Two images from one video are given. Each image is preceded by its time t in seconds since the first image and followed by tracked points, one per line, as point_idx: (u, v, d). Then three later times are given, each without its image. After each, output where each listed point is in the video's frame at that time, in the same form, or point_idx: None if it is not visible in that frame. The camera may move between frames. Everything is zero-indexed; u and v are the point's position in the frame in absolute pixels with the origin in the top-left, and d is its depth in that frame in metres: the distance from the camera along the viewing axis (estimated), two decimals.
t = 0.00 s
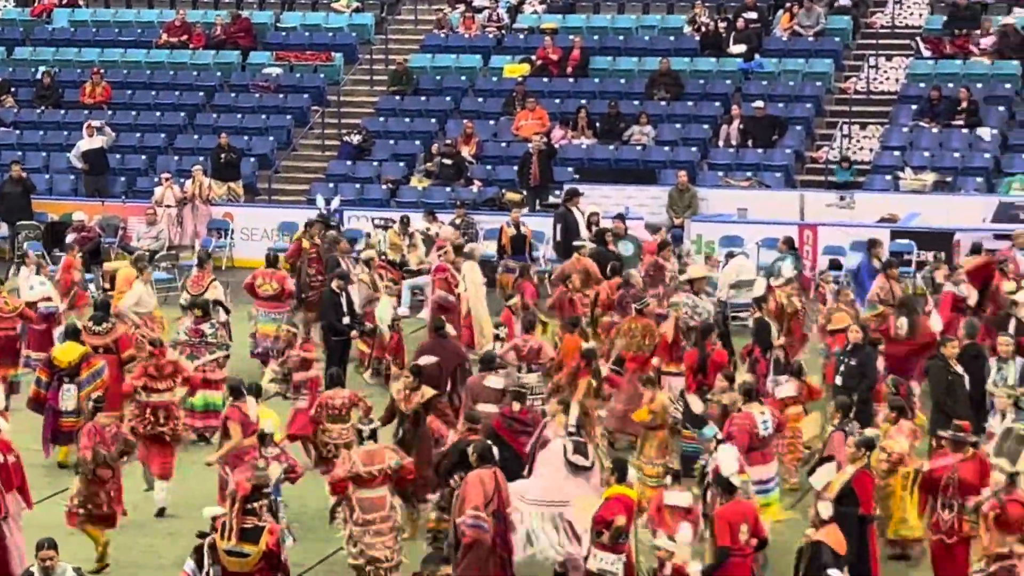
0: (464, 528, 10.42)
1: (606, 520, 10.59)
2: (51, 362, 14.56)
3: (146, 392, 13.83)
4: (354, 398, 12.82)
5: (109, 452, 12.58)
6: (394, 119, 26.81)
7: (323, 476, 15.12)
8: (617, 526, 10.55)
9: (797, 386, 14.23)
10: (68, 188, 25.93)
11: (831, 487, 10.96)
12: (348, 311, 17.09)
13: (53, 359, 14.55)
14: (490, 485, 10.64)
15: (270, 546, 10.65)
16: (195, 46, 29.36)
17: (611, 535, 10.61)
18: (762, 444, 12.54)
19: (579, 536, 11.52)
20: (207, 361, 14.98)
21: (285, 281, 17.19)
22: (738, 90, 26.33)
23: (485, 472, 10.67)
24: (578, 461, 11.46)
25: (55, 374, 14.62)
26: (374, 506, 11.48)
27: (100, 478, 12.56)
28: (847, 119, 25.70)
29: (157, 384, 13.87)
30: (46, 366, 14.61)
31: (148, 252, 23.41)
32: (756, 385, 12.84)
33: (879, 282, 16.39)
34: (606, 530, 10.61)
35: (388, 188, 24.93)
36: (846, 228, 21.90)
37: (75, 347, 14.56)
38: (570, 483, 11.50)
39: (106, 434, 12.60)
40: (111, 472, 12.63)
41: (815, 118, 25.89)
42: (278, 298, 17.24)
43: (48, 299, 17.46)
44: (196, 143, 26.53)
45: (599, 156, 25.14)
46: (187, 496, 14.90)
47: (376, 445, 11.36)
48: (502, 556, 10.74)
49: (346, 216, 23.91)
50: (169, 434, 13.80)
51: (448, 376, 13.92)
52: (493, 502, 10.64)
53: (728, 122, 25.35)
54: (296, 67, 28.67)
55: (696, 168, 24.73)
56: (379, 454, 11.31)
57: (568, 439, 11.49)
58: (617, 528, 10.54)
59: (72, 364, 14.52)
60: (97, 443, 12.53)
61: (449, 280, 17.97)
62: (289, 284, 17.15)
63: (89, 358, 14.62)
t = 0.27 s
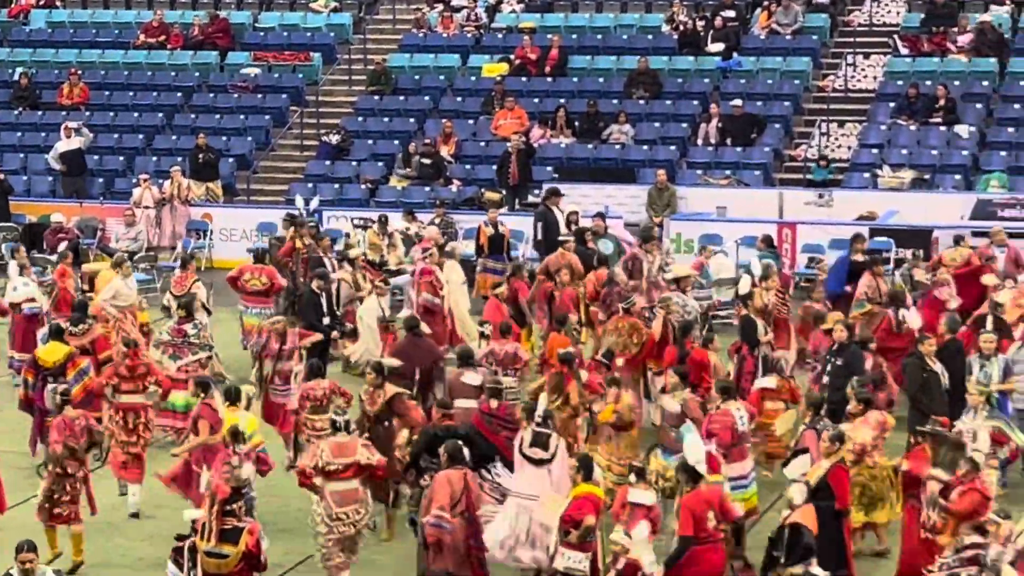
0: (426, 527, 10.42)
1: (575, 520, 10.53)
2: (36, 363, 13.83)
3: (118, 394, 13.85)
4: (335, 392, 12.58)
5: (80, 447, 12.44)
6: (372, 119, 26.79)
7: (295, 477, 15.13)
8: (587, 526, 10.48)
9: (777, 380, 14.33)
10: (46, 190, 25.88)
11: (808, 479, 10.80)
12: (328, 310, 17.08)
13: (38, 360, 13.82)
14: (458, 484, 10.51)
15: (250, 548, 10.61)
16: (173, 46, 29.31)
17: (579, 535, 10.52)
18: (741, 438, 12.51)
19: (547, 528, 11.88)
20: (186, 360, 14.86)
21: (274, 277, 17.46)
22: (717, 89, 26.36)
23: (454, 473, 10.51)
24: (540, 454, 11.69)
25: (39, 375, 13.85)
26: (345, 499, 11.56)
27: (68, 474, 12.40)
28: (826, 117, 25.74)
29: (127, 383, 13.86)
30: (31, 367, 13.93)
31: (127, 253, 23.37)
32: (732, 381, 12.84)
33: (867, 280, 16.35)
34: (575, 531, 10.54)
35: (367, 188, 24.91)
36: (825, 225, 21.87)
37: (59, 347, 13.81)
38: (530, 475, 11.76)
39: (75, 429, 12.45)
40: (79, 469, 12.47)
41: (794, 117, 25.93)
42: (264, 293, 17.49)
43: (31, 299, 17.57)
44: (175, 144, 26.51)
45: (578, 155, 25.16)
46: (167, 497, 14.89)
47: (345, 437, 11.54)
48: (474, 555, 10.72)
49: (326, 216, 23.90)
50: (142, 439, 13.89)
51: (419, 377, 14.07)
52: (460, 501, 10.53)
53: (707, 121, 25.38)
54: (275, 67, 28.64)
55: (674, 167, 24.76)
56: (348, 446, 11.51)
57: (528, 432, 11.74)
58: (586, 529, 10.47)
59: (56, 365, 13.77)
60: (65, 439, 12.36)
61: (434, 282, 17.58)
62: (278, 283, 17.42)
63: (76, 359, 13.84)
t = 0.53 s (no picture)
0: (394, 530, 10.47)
1: (541, 522, 10.66)
2: (17, 364, 13.60)
3: (90, 400, 13.66)
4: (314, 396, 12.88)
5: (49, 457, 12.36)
6: (351, 119, 26.78)
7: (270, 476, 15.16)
8: (552, 527, 10.61)
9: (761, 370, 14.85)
10: (24, 192, 25.83)
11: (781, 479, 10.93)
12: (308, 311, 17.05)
13: (19, 361, 13.59)
14: (428, 488, 10.50)
15: (229, 550, 10.58)
16: (151, 47, 29.28)
17: (545, 537, 10.64)
18: (710, 439, 12.57)
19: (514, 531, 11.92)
20: (169, 363, 14.74)
21: (257, 279, 17.46)
22: (695, 89, 26.41)
23: (424, 476, 10.49)
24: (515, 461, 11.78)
25: (19, 378, 13.62)
26: (321, 503, 11.63)
27: (37, 483, 12.37)
28: (804, 116, 25.78)
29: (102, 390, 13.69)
30: (10, 369, 13.63)
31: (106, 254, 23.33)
32: (703, 382, 12.88)
33: (851, 281, 16.20)
34: (543, 532, 10.65)
35: (347, 189, 24.90)
36: (803, 224, 21.92)
37: (42, 349, 13.65)
38: (507, 482, 11.82)
39: (44, 438, 12.35)
40: (49, 478, 12.42)
41: (772, 116, 25.98)
42: (248, 296, 17.47)
43: (13, 302, 17.59)
44: (153, 145, 26.48)
45: (557, 155, 25.18)
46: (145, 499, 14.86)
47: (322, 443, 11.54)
48: (447, 557, 10.70)
49: (305, 216, 23.86)
50: (117, 443, 13.79)
51: (396, 375, 14.06)
52: (431, 505, 10.53)
53: (686, 120, 25.42)
54: (253, 68, 28.60)
55: (653, 167, 24.78)
56: (324, 452, 11.51)
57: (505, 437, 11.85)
58: (552, 529, 10.61)
59: (38, 367, 13.58)
60: (35, 449, 12.31)
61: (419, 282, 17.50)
62: (262, 284, 17.43)
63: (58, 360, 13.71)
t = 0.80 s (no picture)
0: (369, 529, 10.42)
1: (505, 522, 10.48)
2: None
3: (66, 397, 13.48)
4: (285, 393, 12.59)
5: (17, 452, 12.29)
6: (331, 121, 26.76)
7: (251, 476, 15.07)
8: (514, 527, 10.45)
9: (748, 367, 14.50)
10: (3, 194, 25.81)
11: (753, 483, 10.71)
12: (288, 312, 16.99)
13: None
14: (402, 487, 10.47)
15: (207, 550, 10.55)
16: (130, 49, 29.26)
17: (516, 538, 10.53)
18: (679, 439, 12.58)
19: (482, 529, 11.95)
20: (149, 364, 14.68)
21: (240, 275, 17.47)
22: (675, 89, 26.44)
23: (397, 476, 10.46)
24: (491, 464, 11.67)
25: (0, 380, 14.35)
26: (295, 503, 11.54)
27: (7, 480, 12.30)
28: (783, 116, 25.80)
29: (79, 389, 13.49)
30: None
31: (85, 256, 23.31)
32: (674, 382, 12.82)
33: (836, 278, 16.27)
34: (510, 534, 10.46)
35: (326, 190, 24.89)
36: (782, 224, 21.94)
37: (20, 350, 14.40)
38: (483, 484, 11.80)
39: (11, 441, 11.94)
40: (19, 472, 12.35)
41: (751, 116, 26.01)
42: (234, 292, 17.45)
43: None
44: (132, 147, 26.47)
45: (537, 156, 25.18)
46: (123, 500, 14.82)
47: (297, 442, 11.48)
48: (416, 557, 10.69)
49: (284, 217, 23.83)
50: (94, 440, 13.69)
51: (379, 375, 13.81)
52: (404, 504, 10.49)
53: (665, 120, 25.44)
54: (232, 69, 28.56)
55: (633, 167, 24.80)
56: (300, 450, 11.45)
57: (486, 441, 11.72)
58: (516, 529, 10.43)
59: (17, 368, 14.31)
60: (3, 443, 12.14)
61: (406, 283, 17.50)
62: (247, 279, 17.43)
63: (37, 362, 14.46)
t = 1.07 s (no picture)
0: (346, 528, 10.27)
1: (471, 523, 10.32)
2: None
3: (48, 392, 13.66)
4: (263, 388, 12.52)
5: None
6: (311, 122, 26.73)
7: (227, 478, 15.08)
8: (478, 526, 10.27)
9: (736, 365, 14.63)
10: None
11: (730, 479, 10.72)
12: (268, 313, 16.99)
13: None
14: (376, 485, 10.38)
15: (188, 552, 10.23)
16: (109, 50, 29.23)
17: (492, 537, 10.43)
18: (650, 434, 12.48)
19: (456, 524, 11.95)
20: (129, 365, 14.53)
21: (223, 269, 17.39)
22: (655, 89, 26.46)
23: (371, 473, 10.38)
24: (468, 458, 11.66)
25: None
26: (269, 487, 11.22)
27: None
28: (763, 116, 25.83)
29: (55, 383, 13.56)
30: None
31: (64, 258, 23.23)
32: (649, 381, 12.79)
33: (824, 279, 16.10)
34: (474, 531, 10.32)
35: (306, 191, 24.86)
36: (763, 223, 21.95)
37: None
38: (461, 479, 11.82)
39: None
40: None
41: (731, 116, 26.04)
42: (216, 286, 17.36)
43: None
44: (112, 148, 26.44)
45: (517, 156, 25.18)
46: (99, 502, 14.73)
47: (271, 427, 11.28)
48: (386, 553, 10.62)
49: (264, 218, 23.78)
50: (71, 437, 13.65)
51: (361, 373, 13.77)
52: (378, 502, 10.41)
53: (646, 121, 25.46)
54: (212, 70, 28.52)
55: (613, 167, 24.80)
56: (275, 436, 11.24)
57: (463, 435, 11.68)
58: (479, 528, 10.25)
59: None
60: None
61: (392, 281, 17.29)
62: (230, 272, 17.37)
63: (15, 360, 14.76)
